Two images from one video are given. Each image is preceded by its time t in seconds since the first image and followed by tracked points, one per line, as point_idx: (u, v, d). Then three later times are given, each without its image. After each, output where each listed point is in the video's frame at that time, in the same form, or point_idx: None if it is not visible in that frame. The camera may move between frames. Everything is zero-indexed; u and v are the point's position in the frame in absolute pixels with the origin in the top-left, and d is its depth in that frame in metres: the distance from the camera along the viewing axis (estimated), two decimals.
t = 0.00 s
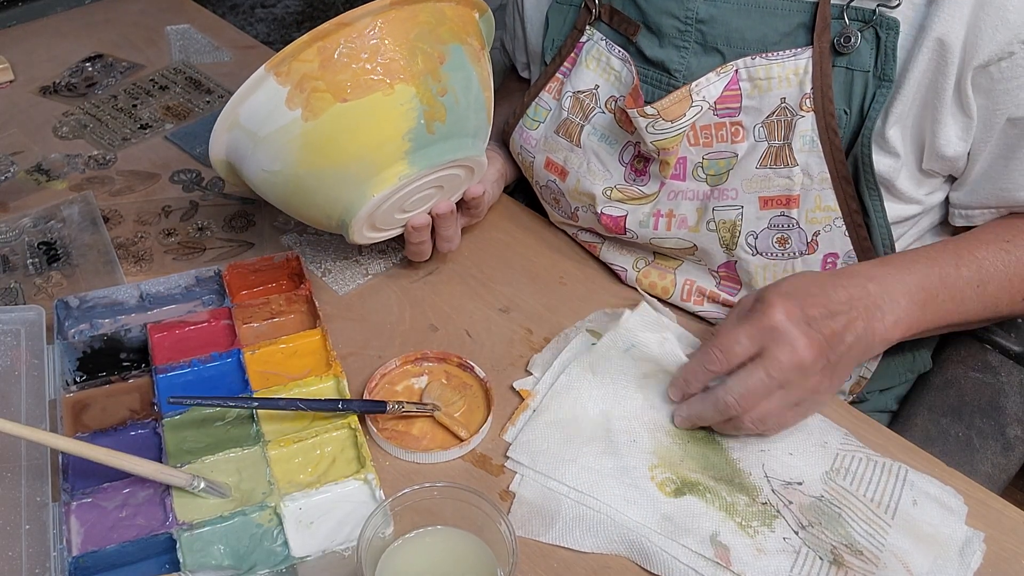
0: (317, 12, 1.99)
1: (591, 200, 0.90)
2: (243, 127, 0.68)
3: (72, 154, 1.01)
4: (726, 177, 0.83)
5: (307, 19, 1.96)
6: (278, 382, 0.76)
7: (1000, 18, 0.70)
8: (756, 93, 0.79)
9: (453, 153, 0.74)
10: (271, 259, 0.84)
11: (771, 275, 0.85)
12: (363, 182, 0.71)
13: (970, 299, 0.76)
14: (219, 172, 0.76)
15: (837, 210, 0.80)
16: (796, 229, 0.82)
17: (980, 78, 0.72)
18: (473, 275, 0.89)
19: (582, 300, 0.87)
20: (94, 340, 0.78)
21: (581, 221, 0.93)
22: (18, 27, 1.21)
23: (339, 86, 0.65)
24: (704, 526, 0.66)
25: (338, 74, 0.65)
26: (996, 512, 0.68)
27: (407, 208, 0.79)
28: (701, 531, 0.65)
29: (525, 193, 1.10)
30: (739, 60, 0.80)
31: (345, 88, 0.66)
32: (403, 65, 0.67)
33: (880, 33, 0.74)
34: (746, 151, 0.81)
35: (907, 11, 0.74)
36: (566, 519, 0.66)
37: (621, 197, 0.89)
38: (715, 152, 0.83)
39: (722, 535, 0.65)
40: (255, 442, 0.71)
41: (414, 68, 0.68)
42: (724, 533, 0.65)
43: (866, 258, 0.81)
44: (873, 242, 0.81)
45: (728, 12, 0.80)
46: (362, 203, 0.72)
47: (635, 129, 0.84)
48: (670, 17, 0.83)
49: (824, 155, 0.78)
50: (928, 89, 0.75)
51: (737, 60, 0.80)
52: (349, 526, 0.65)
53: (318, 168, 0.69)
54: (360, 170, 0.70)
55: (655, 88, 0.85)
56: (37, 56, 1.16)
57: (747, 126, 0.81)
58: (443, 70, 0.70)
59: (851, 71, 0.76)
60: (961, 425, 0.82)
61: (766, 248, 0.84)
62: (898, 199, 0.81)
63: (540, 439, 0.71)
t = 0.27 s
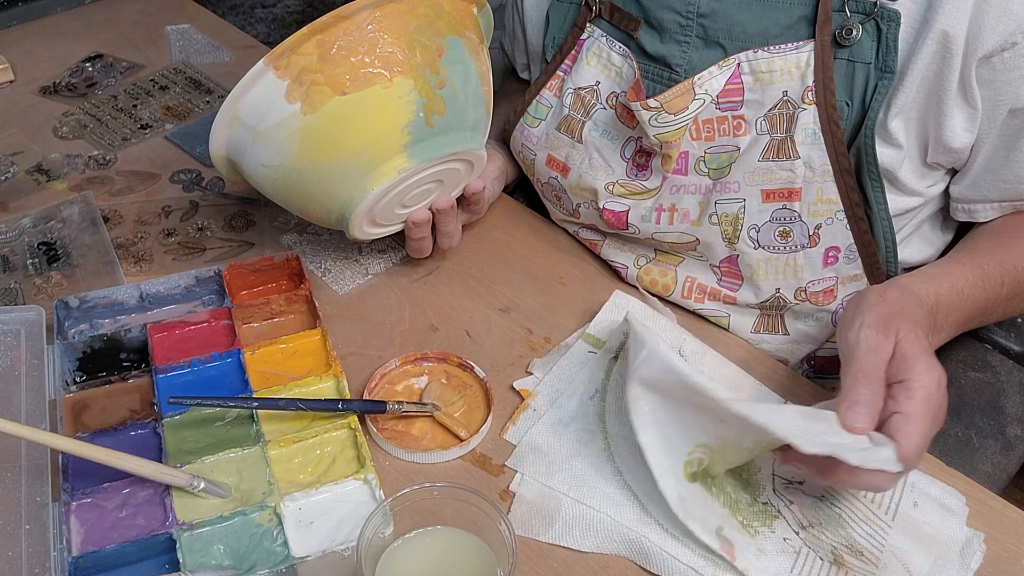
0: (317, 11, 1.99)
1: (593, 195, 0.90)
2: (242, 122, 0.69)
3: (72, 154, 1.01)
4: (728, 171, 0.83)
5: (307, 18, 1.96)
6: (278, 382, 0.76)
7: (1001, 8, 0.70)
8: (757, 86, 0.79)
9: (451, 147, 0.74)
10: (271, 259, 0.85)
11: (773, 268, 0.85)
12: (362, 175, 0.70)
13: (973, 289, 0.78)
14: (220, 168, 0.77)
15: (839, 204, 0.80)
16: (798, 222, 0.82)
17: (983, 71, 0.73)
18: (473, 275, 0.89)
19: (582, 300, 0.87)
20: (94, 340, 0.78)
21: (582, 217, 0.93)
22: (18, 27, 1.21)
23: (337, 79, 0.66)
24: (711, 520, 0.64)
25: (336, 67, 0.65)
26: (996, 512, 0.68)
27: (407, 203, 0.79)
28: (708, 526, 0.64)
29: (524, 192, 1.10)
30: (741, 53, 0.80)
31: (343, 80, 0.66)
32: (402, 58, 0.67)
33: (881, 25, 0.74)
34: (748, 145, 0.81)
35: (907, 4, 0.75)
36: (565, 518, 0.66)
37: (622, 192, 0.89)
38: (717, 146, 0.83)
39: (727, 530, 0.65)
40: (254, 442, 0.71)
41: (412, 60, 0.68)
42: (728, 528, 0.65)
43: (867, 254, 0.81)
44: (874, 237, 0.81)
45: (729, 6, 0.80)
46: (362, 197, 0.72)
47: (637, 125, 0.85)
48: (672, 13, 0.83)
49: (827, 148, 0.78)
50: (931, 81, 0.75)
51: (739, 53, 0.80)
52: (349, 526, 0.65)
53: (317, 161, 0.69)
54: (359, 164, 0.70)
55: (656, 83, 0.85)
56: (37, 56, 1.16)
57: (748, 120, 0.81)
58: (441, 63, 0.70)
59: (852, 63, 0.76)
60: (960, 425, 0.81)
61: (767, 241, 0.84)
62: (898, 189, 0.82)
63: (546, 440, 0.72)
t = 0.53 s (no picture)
0: (317, 11, 1.99)
1: (595, 193, 0.90)
2: (244, 120, 0.69)
3: (72, 154, 1.01)
4: (730, 170, 0.83)
5: (308, 18, 1.96)
6: (279, 382, 0.76)
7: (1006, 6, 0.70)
8: (759, 85, 0.79)
9: (453, 146, 0.74)
10: (271, 259, 0.85)
11: (774, 267, 0.85)
12: (364, 173, 0.70)
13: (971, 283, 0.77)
14: (220, 165, 0.77)
15: (840, 202, 0.80)
16: (799, 221, 0.82)
17: (986, 68, 0.73)
18: (473, 275, 0.89)
19: (582, 300, 0.87)
20: (94, 340, 0.78)
21: (583, 216, 0.93)
22: (18, 27, 1.21)
23: (340, 77, 0.66)
24: (704, 526, 0.66)
25: (338, 65, 0.65)
26: (996, 513, 0.68)
27: (407, 202, 0.79)
28: (701, 532, 0.66)
29: (525, 193, 1.10)
30: (742, 52, 0.80)
31: (345, 78, 0.66)
32: (404, 56, 0.67)
33: (882, 23, 0.74)
34: (750, 143, 0.81)
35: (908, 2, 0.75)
36: (566, 519, 0.66)
37: (624, 190, 0.89)
38: (719, 144, 0.83)
39: (722, 536, 0.66)
40: (255, 442, 0.71)
41: (415, 59, 0.68)
42: (724, 534, 0.66)
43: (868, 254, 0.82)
44: (876, 238, 0.81)
45: (731, 4, 0.79)
46: (363, 195, 0.72)
47: (639, 123, 0.85)
48: (673, 12, 0.83)
49: (827, 147, 0.78)
50: (934, 79, 0.75)
51: (740, 52, 0.80)
52: (349, 526, 0.65)
53: (318, 159, 0.69)
54: (361, 162, 0.69)
55: (658, 83, 0.84)
56: (37, 56, 1.16)
57: (750, 119, 0.81)
58: (443, 62, 0.70)
59: (854, 61, 0.76)
60: (960, 425, 0.81)
61: (768, 240, 0.84)
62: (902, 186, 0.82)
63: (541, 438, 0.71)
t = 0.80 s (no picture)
0: (317, 12, 1.99)
1: (594, 192, 0.90)
2: (245, 122, 0.69)
3: (72, 154, 1.01)
4: (729, 168, 0.83)
5: (308, 19, 1.96)
6: (278, 382, 0.76)
7: None
8: (759, 83, 0.79)
9: (453, 147, 0.74)
10: (271, 259, 0.85)
11: (773, 266, 0.86)
12: (364, 174, 0.70)
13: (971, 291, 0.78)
14: (221, 167, 0.77)
15: (840, 201, 0.80)
16: (798, 220, 0.82)
17: (979, 61, 0.74)
18: (473, 275, 0.89)
19: (582, 300, 0.87)
20: (94, 340, 0.78)
21: (582, 215, 0.93)
22: (18, 27, 1.21)
23: (340, 79, 0.66)
24: (707, 527, 0.66)
25: (339, 67, 0.65)
26: (996, 513, 0.68)
27: (408, 203, 0.79)
28: (703, 533, 0.65)
29: (525, 193, 1.10)
30: (742, 50, 0.80)
31: (345, 80, 0.66)
32: (404, 58, 0.67)
33: (882, 18, 0.75)
34: (749, 142, 0.82)
35: None
36: (568, 518, 0.66)
37: (623, 188, 0.89)
38: (718, 143, 0.83)
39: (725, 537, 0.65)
40: (255, 442, 0.71)
41: (415, 61, 0.68)
42: (726, 535, 0.65)
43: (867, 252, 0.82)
44: (875, 236, 0.82)
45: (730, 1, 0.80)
46: (363, 196, 0.72)
47: (639, 121, 0.85)
48: (673, 8, 0.82)
49: (827, 145, 0.78)
50: (931, 74, 0.75)
51: (740, 49, 0.80)
52: (349, 527, 0.65)
53: (319, 161, 0.69)
54: (362, 163, 0.70)
55: (658, 79, 0.85)
56: (37, 56, 1.16)
57: (749, 117, 0.81)
58: (444, 63, 0.70)
59: (853, 57, 0.76)
60: (961, 425, 0.82)
61: (768, 239, 0.84)
62: (903, 185, 0.82)
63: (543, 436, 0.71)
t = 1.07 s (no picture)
0: (317, 12, 1.99)
1: (595, 190, 0.90)
2: (244, 118, 0.69)
3: (73, 154, 1.01)
4: (730, 168, 0.83)
5: (308, 19, 1.96)
6: (279, 382, 0.76)
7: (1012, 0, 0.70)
8: (761, 83, 0.79)
9: (452, 143, 0.74)
10: (271, 259, 0.85)
11: (774, 266, 0.86)
12: (363, 170, 0.70)
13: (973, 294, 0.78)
14: (221, 165, 0.77)
15: (842, 201, 0.80)
16: (800, 220, 0.82)
17: (991, 62, 0.73)
18: (473, 276, 0.89)
19: (582, 300, 0.87)
20: (94, 340, 0.78)
21: (583, 214, 0.94)
22: (18, 27, 1.21)
23: (339, 75, 0.66)
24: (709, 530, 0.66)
25: (338, 63, 0.65)
26: (997, 513, 0.68)
27: (408, 200, 0.79)
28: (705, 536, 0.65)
29: (525, 193, 1.10)
30: (745, 48, 0.79)
31: (344, 76, 0.66)
32: (403, 54, 0.67)
33: (884, 17, 0.74)
34: (751, 142, 0.81)
35: None
36: (568, 518, 0.66)
37: (624, 187, 0.89)
38: (719, 143, 0.83)
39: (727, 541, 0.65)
40: (255, 442, 0.71)
41: (414, 57, 0.68)
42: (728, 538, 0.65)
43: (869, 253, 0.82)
44: (879, 240, 0.82)
45: None
46: (362, 192, 0.72)
47: (639, 120, 0.85)
48: (675, 7, 0.82)
49: (828, 145, 0.78)
50: (937, 74, 0.75)
51: (743, 48, 0.80)
52: (349, 526, 0.65)
53: (317, 157, 0.69)
54: (360, 159, 0.69)
55: (659, 78, 0.84)
56: (37, 56, 1.16)
57: (751, 117, 0.81)
58: (443, 60, 0.70)
59: (855, 55, 0.76)
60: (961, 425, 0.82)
61: (769, 239, 0.84)
62: (906, 185, 0.82)
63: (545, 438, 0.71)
